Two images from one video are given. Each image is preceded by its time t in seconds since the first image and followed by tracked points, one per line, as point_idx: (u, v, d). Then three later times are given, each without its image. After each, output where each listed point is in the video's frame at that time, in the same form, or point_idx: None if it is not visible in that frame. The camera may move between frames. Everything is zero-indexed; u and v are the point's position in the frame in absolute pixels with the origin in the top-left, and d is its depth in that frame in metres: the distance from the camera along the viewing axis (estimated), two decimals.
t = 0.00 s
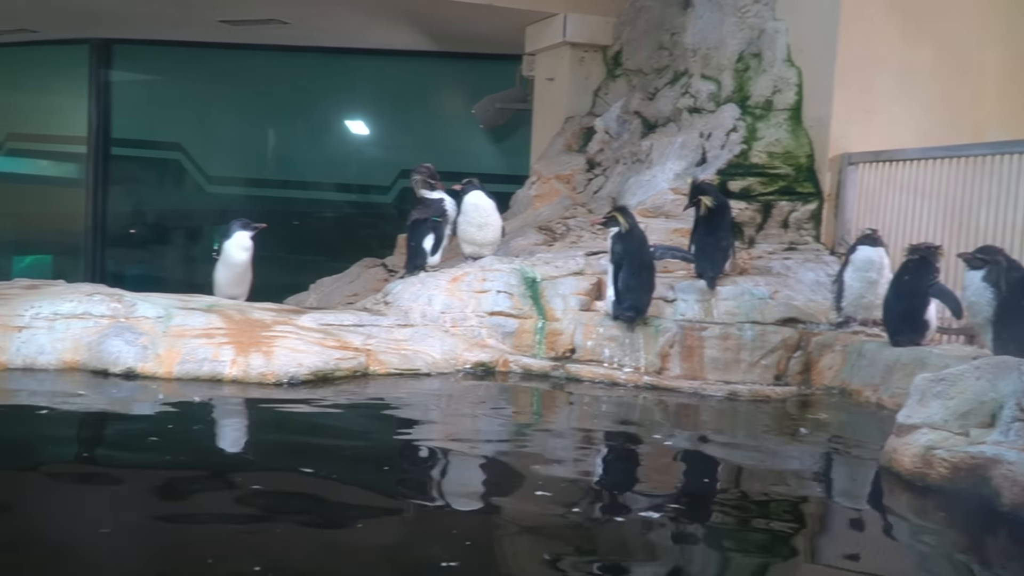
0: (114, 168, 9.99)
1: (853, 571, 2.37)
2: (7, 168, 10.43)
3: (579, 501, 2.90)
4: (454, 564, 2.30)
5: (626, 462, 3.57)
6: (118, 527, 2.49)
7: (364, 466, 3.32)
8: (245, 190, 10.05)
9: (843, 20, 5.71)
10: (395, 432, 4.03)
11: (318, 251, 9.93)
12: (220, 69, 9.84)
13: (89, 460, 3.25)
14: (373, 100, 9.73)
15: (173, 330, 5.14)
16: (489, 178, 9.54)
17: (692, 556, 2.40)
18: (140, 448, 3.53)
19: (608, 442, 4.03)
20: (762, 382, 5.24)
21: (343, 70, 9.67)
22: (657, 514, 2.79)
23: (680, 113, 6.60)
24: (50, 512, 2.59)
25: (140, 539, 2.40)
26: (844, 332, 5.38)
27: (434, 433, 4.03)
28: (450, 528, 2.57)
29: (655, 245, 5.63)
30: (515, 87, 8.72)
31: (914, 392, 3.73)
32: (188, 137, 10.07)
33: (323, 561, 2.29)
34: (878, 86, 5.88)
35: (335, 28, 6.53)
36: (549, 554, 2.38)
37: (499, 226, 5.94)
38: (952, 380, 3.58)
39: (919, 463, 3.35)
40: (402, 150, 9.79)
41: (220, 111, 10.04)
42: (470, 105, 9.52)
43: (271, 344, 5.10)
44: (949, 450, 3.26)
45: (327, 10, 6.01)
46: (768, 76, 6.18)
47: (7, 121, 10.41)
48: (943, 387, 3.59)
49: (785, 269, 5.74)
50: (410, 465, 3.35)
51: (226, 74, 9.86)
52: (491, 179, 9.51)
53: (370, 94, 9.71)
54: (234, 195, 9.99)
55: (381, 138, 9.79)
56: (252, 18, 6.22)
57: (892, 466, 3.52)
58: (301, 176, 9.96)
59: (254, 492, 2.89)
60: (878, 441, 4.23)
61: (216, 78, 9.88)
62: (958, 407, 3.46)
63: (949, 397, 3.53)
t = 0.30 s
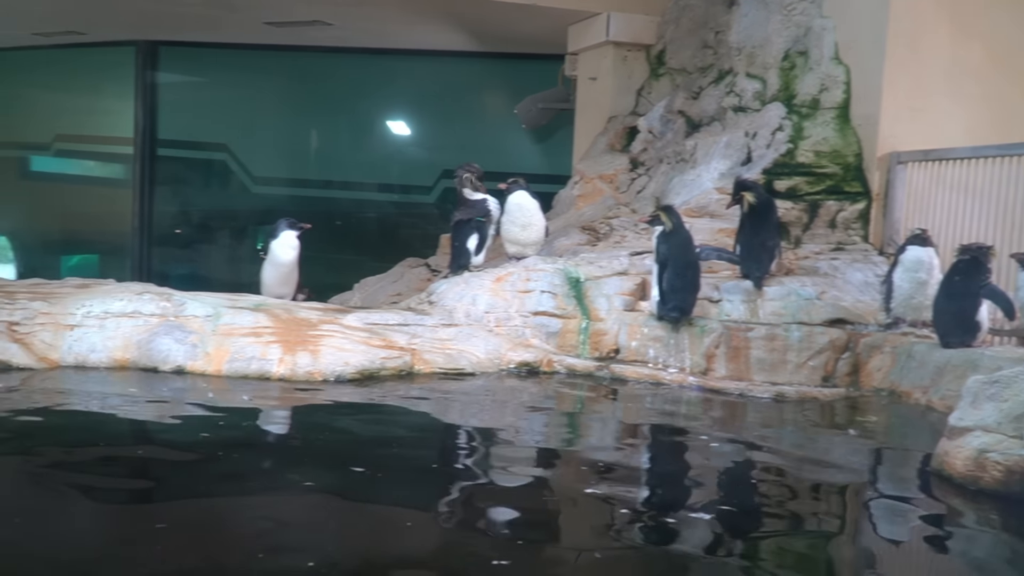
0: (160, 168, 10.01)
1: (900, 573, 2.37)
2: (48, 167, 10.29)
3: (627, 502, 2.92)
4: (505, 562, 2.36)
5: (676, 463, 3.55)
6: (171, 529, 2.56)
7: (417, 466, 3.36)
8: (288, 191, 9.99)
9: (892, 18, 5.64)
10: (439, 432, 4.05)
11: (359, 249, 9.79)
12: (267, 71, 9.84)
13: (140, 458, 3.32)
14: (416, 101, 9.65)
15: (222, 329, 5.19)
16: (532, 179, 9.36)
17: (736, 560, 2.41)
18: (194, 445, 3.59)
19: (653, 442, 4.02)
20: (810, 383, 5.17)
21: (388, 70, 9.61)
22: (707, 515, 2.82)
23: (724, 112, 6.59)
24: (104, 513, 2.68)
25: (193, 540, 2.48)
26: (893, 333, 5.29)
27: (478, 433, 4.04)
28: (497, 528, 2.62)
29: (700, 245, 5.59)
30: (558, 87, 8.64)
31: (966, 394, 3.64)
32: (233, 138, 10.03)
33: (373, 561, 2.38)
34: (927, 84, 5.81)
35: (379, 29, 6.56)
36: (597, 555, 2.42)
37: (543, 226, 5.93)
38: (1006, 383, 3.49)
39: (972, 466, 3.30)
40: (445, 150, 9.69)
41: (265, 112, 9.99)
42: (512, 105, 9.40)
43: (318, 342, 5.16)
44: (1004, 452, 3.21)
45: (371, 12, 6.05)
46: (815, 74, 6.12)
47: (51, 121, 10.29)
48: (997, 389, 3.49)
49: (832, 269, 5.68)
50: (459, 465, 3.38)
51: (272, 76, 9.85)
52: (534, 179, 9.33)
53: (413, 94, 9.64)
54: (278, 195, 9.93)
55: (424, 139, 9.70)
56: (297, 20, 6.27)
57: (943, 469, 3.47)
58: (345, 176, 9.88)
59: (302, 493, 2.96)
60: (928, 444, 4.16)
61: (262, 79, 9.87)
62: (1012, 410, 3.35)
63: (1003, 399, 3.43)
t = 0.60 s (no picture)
0: (207, 169, 9.71)
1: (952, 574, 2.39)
2: (96, 168, 10.03)
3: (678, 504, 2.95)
4: (557, 562, 2.43)
5: (725, 465, 3.56)
6: (226, 533, 2.67)
7: (467, 471, 3.40)
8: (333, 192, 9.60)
9: (942, 16, 5.57)
10: (484, 432, 4.06)
11: (406, 250, 9.39)
12: (312, 70, 9.54)
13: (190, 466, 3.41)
14: (464, 100, 9.33)
15: (270, 328, 5.24)
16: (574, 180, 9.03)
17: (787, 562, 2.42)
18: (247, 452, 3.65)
19: (698, 443, 4.01)
20: (860, 386, 5.10)
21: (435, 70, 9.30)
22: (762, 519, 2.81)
23: (772, 112, 6.52)
24: (162, 516, 2.81)
25: (250, 544, 2.58)
26: (945, 335, 5.19)
27: (522, 435, 4.03)
28: (543, 530, 2.70)
29: (748, 246, 5.55)
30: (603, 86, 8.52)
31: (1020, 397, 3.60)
32: (279, 138, 9.71)
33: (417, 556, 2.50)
34: (979, 82, 5.73)
35: (423, 30, 6.58)
36: (651, 558, 2.45)
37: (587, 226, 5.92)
38: None
39: None
40: (492, 150, 9.31)
41: (309, 112, 9.66)
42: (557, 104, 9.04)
43: (364, 342, 5.19)
44: None
45: (417, 13, 6.06)
46: (864, 72, 6.04)
47: (100, 122, 10.04)
48: None
49: (882, 270, 5.60)
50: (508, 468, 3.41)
51: (317, 75, 9.54)
52: (577, 180, 8.97)
53: (456, 94, 9.34)
54: (321, 196, 9.57)
55: (471, 139, 9.36)
56: (344, 21, 6.31)
57: (998, 473, 3.42)
58: (389, 176, 9.50)
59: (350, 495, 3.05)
60: (982, 448, 4.07)
61: (307, 79, 9.57)
62: None
63: None
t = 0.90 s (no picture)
0: (254, 171, 9.73)
1: None
2: (142, 169, 10.09)
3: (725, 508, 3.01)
4: (611, 564, 2.51)
5: (772, 469, 3.55)
6: (283, 532, 2.78)
7: (517, 475, 3.42)
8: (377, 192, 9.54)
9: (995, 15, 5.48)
10: (529, 434, 4.07)
11: (448, 251, 9.28)
12: (357, 71, 9.47)
13: (241, 466, 3.48)
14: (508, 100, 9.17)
15: (318, 328, 5.27)
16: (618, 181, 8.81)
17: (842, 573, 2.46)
18: (298, 453, 3.69)
19: (744, 445, 3.99)
20: (912, 389, 5.02)
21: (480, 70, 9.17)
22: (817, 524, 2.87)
23: (821, 111, 6.46)
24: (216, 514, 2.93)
25: (309, 543, 2.68)
26: (999, 338, 5.03)
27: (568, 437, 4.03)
28: (595, 533, 2.77)
29: (797, 246, 5.48)
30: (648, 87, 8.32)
31: None
32: (325, 139, 9.60)
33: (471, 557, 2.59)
34: None
35: (468, 31, 6.59)
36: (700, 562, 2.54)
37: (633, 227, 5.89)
38: None
39: None
40: (535, 150, 9.11)
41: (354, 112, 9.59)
42: (602, 104, 8.86)
43: (411, 342, 5.21)
44: None
45: (465, 14, 6.06)
46: (916, 71, 5.96)
47: (147, 124, 10.09)
48: None
49: (934, 271, 5.52)
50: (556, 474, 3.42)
51: (361, 75, 9.48)
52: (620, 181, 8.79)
53: (501, 95, 9.18)
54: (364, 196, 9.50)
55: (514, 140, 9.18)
56: (390, 23, 6.34)
57: None
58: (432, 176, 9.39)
59: (399, 496, 3.14)
60: None
61: (351, 79, 9.51)
62: None
63: None
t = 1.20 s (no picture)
0: (302, 172, 9.75)
1: None
2: (191, 172, 10.20)
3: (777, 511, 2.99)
4: (665, 567, 2.50)
5: (824, 473, 3.52)
6: (333, 531, 2.80)
7: (568, 477, 3.42)
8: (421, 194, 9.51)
9: None
10: (575, 436, 4.06)
11: (494, 252, 9.20)
12: (403, 73, 9.48)
13: (293, 466, 3.50)
14: (552, 103, 9.09)
15: (366, 328, 5.30)
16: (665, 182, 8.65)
17: None
18: (352, 453, 3.72)
19: (794, 449, 3.94)
20: (965, 393, 4.94)
21: (525, 72, 9.12)
22: (874, 529, 2.83)
23: (872, 110, 6.41)
24: (269, 512, 2.96)
25: (360, 543, 2.71)
26: None
27: (616, 440, 4.01)
28: (648, 535, 2.76)
29: (849, 247, 5.38)
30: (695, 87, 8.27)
31: None
32: (371, 141, 9.59)
33: (522, 557, 2.59)
34: None
35: (512, 33, 6.60)
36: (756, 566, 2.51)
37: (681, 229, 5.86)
38: None
39: None
40: (579, 153, 9.00)
41: (398, 114, 9.56)
42: (647, 105, 8.73)
43: (458, 342, 5.23)
44: None
45: (513, 16, 6.08)
46: (968, 70, 5.93)
47: (197, 126, 10.19)
48: None
49: (988, 273, 5.42)
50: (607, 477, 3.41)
51: (407, 78, 9.47)
52: (665, 182, 8.66)
53: (547, 96, 9.08)
54: (409, 198, 9.49)
55: (559, 141, 9.09)
56: (435, 26, 6.36)
57: None
58: (476, 177, 9.32)
59: (448, 496, 3.16)
60: None
61: (396, 82, 9.51)
62: None
63: None
